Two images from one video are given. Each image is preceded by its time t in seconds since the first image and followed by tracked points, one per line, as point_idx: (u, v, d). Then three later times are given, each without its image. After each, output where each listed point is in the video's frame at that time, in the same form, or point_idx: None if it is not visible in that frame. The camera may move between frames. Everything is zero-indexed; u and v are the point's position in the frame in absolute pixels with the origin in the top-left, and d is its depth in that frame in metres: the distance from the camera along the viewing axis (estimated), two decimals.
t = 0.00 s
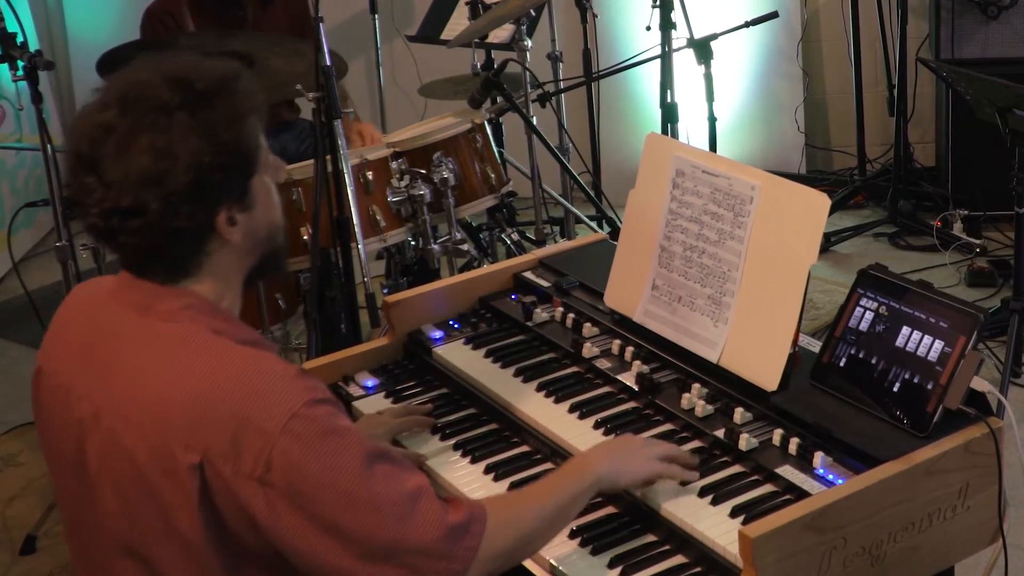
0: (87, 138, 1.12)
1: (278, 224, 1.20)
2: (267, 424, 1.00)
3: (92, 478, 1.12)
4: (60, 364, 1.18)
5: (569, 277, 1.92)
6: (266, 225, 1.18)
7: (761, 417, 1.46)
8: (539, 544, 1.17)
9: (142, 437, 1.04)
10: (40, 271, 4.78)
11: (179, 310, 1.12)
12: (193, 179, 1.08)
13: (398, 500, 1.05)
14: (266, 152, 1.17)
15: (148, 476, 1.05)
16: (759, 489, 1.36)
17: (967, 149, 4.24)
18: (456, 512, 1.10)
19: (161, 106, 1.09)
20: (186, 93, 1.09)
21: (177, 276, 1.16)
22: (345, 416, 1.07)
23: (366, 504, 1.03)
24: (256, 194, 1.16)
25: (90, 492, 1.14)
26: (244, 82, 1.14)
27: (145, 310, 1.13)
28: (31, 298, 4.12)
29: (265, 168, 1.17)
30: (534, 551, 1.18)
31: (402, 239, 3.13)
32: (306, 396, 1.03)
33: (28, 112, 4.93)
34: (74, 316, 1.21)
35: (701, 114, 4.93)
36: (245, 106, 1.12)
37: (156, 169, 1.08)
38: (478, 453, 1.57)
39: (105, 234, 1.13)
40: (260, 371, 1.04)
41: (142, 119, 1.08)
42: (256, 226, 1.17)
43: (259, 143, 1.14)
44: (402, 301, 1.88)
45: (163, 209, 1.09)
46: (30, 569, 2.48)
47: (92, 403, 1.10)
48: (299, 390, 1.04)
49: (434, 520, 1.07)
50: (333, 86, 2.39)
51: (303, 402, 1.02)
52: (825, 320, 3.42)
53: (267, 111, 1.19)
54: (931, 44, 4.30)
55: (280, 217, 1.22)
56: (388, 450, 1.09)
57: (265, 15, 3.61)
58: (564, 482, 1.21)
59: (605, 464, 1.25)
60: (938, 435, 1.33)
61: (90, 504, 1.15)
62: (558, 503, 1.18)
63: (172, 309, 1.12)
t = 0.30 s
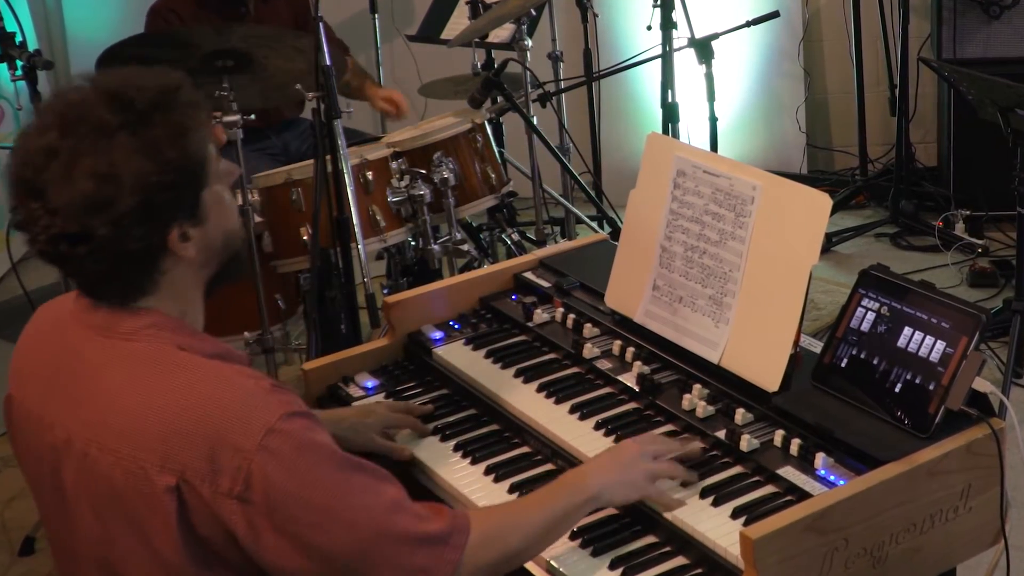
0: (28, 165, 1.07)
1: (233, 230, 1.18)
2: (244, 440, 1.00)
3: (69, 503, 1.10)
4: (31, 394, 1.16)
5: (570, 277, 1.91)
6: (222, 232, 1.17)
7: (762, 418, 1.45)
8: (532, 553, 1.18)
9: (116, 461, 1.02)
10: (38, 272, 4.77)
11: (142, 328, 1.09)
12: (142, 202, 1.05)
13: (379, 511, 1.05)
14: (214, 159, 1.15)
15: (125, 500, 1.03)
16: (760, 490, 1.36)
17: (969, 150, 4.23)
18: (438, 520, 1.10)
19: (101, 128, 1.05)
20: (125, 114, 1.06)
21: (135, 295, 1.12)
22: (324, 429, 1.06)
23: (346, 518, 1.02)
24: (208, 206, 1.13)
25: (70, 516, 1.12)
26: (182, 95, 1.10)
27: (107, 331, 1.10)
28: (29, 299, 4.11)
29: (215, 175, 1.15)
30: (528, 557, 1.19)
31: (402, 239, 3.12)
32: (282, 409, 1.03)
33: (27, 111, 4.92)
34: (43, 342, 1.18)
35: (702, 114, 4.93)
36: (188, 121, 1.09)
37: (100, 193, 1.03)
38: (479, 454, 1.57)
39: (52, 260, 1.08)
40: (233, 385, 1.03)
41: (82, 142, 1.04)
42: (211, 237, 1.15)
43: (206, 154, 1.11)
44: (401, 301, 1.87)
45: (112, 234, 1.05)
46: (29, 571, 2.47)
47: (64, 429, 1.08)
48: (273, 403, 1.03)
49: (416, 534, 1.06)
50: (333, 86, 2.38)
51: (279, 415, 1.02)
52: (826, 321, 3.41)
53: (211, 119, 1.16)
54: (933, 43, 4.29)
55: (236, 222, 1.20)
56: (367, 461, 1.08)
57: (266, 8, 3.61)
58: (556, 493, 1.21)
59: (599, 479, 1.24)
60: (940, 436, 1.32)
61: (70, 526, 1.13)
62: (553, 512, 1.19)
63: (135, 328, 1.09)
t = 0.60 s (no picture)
0: None
1: (206, 225, 1.20)
2: (236, 430, 0.99)
3: (66, 508, 1.09)
4: (18, 404, 1.15)
5: (570, 277, 1.90)
6: (194, 224, 1.18)
7: (763, 418, 1.45)
8: (543, 538, 1.15)
9: (111, 464, 1.02)
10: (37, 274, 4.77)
11: (121, 330, 1.08)
12: (101, 197, 1.05)
13: (381, 490, 1.04)
14: (175, 153, 1.15)
15: (121, 500, 1.02)
16: (760, 491, 1.35)
17: (970, 150, 4.23)
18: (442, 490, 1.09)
19: (55, 127, 1.05)
20: (80, 111, 1.06)
21: (113, 294, 1.12)
22: (318, 412, 1.06)
23: (348, 500, 1.02)
24: (175, 200, 1.14)
25: (65, 524, 1.12)
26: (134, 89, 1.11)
27: (91, 334, 1.09)
28: (28, 299, 4.12)
29: (179, 169, 1.17)
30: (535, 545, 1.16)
31: (402, 239, 3.12)
32: (274, 394, 1.02)
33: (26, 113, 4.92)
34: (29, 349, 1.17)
35: (703, 114, 4.92)
36: (138, 113, 1.08)
37: (61, 194, 1.03)
38: (479, 454, 1.56)
39: (30, 263, 1.09)
40: (224, 377, 1.02)
41: (37, 147, 1.04)
42: (183, 229, 1.16)
43: (167, 147, 1.12)
44: (402, 301, 1.87)
45: (77, 232, 1.05)
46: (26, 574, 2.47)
47: (57, 436, 1.07)
48: (264, 390, 1.02)
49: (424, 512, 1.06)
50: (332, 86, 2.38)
51: (271, 400, 1.01)
52: (828, 322, 3.41)
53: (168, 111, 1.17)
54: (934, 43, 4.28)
55: (209, 214, 1.22)
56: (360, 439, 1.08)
57: (266, 11, 3.60)
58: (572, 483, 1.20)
59: (618, 471, 1.24)
60: (942, 436, 1.31)
61: (66, 530, 1.12)
62: (562, 502, 1.17)
63: (114, 329, 1.08)
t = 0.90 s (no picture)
0: (33, 154, 1.08)
1: (240, 226, 1.17)
2: (245, 433, 0.98)
3: (74, 491, 1.08)
4: (34, 386, 1.14)
5: (571, 278, 1.89)
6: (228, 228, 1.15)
7: (764, 420, 1.44)
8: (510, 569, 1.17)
9: (122, 450, 1.01)
10: (37, 273, 4.76)
11: (149, 317, 1.08)
12: (138, 189, 1.03)
13: (363, 526, 1.03)
14: (219, 154, 1.13)
15: (127, 488, 1.02)
16: (762, 492, 1.35)
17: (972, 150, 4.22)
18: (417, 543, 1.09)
19: (100, 115, 1.05)
20: (127, 105, 1.06)
21: (139, 284, 1.11)
22: (320, 430, 1.05)
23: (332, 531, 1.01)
24: (210, 199, 1.11)
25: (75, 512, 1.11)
26: (185, 87, 1.10)
27: (115, 319, 1.09)
28: (28, 298, 4.11)
29: (222, 171, 1.14)
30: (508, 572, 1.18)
31: (402, 240, 3.11)
32: (287, 403, 1.01)
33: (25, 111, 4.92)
34: (51, 327, 1.17)
35: (705, 114, 4.92)
36: (186, 113, 1.08)
37: (99, 180, 1.03)
38: (480, 456, 1.55)
39: (55, 244, 1.08)
40: (238, 375, 1.01)
41: (82, 132, 1.04)
42: (215, 232, 1.13)
43: (210, 149, 1.11)
44: (401, 302, 1.86)
45: (110, 221, 1.04)
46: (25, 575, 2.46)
47: (71, 418, 1.07)
48: (276, 398, 1.01)
49: (396, 551, 1.05)
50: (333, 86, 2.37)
51: (283, 409, 1.00)
52: (830, 322, 3.40)
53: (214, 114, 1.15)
54: (935, 42, 4.28)
55: (243, 218, 1.19)
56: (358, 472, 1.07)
57: (264, 9, 3.60)
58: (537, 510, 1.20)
59: (580, 494, 1.22)
60: (943, 438, 1.31)
61: (71, 517, 1.11)
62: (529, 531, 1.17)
63: (141, 317, 1.08)
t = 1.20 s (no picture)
0: (80, 134, 1.08)
1: (271, 224, 1.15)
2: (275, 393, 0.97)
3: (94, 474, 1.07)
4: (52, 371, 1.14)
5: (571, 279, 1.88)
6: (259, 225, 1.13)
7: (766, 421, 1.43)
8: (539, 545, 1.12)
9: (151, 420, 1.01)
10: (36, 273, 4.76)
11: (174, 298, 1.07)
12: (179, 178, 1.03)
13: (398, 482, 1.01)
14: (259, 152, 1.12)
15: (156, 459, 1.01)
16: (763, 493, 1.34)
17: (974, 150, 4.22)
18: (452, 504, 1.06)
19: (150, 104, 1.04)
20: (177, 95, 1.05)
21: (165, 271, 1.10)
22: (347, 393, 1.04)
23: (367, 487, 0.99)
24: (247, 195, 1.10)
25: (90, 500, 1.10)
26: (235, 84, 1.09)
27: (139, 302, 1.08)
28: (26, 298, 4.10)
29: (258, 168, 1.13)
30: (534, 551, 1.13)
31: (402, 239, 3.11)
32: (312, 365, 1.00)
33: (24, 111, 4.91)
34: (77, 309, 1.16)
35: (705, 114, 4.92)
36: (232, 110, 1.07)
37: (143, 166, 1.03)
38: (481, 457, 1.55)
39: (92, 227, 1.09)
40: (264, 344, 1.00)
41: (132, 118, 1.04)
42: (248, 228, 1.12)
43: (249, 144, 1.09)
44: (401, 303, 1.85)
45: (149, 207, 1.04)
46: None
47: (90, 402, 1.06)
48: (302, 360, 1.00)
49: (430, 513, 1.02)
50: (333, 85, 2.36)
51: (308, 370, 0.99)
52: (831, 323, 3.40)
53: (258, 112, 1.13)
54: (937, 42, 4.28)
55: (275, 215, 1.17)
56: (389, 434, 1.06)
57: (264, 9, 3.60)
58: (563, 485, 1.16)
59: (609, 469, 1.20)
60: (946, 439, 1.30)
61: (89, 502, 1.10)
62: (556, 504, 1.13)
63: (166, 298, 1.07)
